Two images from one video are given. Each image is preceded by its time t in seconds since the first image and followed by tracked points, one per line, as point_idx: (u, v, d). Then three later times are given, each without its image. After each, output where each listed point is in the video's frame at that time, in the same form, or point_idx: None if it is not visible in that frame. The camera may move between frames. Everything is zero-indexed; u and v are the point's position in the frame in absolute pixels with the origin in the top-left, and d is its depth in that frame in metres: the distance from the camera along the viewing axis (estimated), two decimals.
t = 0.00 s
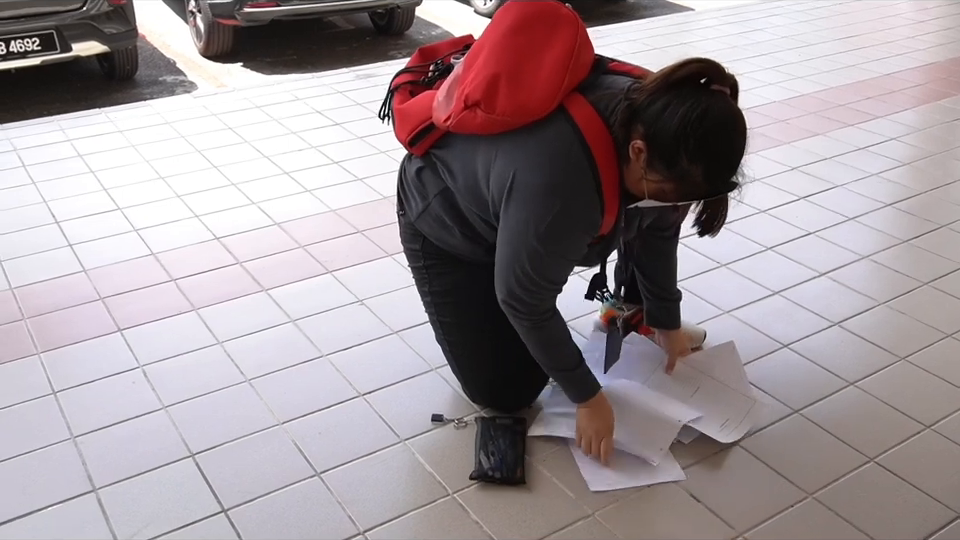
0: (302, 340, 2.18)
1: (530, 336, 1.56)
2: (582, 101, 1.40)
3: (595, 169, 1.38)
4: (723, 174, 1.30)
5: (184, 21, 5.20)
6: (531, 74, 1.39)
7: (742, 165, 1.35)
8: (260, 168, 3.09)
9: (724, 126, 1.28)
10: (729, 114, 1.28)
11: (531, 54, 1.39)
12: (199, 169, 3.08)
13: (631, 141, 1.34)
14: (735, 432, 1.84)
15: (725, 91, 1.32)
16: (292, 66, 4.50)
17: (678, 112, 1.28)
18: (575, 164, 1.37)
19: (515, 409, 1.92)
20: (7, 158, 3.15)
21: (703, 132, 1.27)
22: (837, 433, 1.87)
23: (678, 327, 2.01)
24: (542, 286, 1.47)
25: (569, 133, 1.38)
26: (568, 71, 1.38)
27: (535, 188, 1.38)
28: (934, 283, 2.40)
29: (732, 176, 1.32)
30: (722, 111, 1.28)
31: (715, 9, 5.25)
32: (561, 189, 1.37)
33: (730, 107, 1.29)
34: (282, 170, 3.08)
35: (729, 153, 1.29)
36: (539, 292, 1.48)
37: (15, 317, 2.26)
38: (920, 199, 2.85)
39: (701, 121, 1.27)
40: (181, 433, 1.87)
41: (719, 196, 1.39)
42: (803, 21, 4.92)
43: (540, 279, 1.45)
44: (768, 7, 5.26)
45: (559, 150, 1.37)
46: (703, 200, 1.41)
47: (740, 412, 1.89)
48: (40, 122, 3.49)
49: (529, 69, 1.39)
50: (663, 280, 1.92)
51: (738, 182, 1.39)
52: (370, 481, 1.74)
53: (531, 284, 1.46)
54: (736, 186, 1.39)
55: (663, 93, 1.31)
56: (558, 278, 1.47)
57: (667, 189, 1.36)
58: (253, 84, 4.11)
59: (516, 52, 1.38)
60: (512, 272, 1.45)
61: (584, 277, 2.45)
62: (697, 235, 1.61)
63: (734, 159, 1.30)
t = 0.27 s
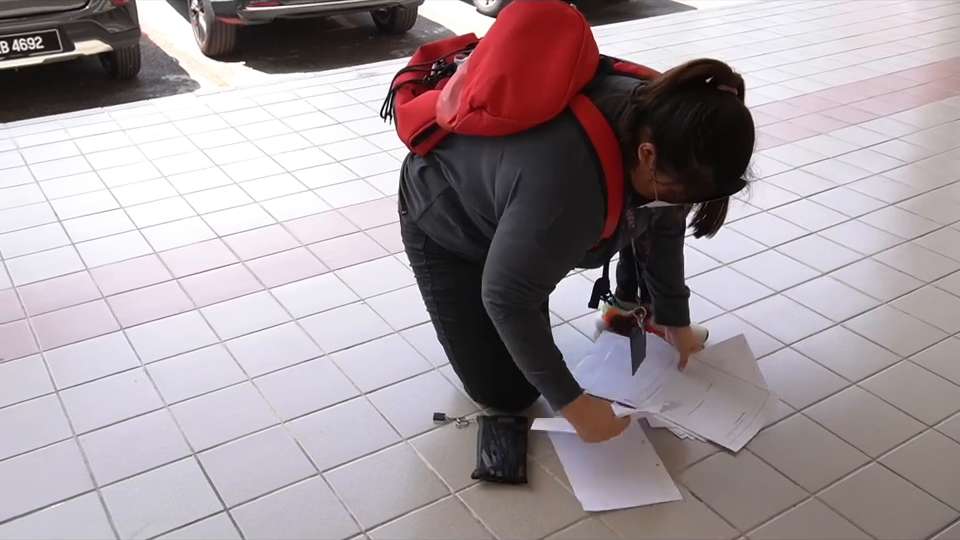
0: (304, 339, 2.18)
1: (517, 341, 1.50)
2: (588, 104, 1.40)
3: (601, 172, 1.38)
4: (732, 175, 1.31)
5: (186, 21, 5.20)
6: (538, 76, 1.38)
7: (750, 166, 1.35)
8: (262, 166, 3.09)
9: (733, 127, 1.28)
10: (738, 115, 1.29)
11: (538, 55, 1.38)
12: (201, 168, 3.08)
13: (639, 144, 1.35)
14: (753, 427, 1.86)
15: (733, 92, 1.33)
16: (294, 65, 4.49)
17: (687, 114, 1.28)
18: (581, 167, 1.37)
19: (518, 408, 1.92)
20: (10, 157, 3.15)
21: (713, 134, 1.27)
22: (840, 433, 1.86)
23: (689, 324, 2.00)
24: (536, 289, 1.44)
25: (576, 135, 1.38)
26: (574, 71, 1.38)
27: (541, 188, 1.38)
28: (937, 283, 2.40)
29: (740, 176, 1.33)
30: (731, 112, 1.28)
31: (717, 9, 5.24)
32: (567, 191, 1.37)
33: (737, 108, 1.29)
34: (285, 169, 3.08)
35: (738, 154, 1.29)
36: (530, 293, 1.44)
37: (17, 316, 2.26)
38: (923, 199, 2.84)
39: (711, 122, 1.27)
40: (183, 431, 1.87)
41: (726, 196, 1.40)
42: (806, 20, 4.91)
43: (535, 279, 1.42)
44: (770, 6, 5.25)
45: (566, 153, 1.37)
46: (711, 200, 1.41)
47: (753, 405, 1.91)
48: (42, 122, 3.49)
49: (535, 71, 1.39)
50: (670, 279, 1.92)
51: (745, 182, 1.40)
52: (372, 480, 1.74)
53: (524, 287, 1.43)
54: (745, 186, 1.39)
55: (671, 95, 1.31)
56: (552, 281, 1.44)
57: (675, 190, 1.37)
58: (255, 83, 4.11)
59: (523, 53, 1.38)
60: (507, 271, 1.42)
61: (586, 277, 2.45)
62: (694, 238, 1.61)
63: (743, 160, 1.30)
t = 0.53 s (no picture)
0: (306, 338, 2.18)
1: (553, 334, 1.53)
2: (588, 99, 1.40)
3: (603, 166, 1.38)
4: (731, 170, 1.31)
5: (188, 19, 5.21)
6: (538, 72, 1.38)
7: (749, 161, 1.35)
8: (264, 165, 3.09)
9: (731, 123, 1.27)
10: (736, 111, 1.28)
11: (537, 51, 1.38)
12: (203, 166, 3.08)
13: (638, 139, 1.34)
14: (752, 429, 1.85)
15: (731, 88, 1.32)
16: (296, 64, 4.49)
17: (685, 110, 1.28)
18: (582, 164, 1.37)
19: (518, 406, 1.92)
20: (11, 156, 3.15)
21: (711, 130, 1.27)
22: (841, 432, 1.86)
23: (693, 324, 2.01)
24: (557, 287, 1.46)
25: (575, 131, 1.38)
26: (573, 66, 1.38)
27: (543, 188, 1.37)
28: (939, 282, 2.40)
29: (739, 171, 1.32)
30: (728, 108, 1.28)
31: (718, 7, 5.24)
32: (569, 188, 1.37)
33: (735, 103, 1.29)
34: (286, 167, 3.08)
35: (737, 148, 1.29)
36: (555, 291, 1.46)
37: (19, 315, 2.26)
38: (924, 197, 2.84)
39: (709, 119, 1.27)
40: (184, 430, 1.87)
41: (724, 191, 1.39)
42: (808, 19, 4.91)
43: (558, 275, 1.44)
44: (772, 4, 5.25)
45: (566, 150, 1.37)
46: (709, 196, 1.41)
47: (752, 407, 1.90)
48: (44, 120, 3.50)
49: (535, 67, 1.39)
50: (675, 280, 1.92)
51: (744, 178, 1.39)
52: (373, 479, 1.74)
53: (546, 286, 1.45)
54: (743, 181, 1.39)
55: (669, 90, 1.31)
56: (575, 274, 1.45)
57: (674, 186, 1.36)
58: (257, 82, 4.11)
59: (523, 49, 1.38)
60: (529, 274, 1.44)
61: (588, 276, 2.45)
62: (704, 231, 1.61)
63: (741, 155, 1.30)
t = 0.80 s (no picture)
0: (307, 336, 2.18)
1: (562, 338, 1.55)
2: (587, 102, 1.39)
3: (603, 170, 1.38)
4: (730, 172, 1.31)
5: (189, 19, 5.21)
6: (536, 77, 1.38)
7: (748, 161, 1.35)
8: (266, 164, 3.09)
9: (729, 125, 1.28)
10: (734, 113, 1.28)
11: (535, 55, 1.38)
12: (205, 165, 3.08)
13: (637, 142, 1.34)
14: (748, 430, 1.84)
15: (729, 88, 1.32)
16: (297, 63, 4.49)
17: (683, 111, 1.28)
18: (584, 168, 1.37)
19: (518, 406, 1.92)
20: (13, 155, 3.15)
21: (710, 132, 1.27)
22: (843, 432, 1.86)
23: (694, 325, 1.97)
24: (564, 288, 1.47)
25: (575, 135, 1.38)
26: (571, 70, 1.37)
27: (546, 193, 1.38)
28: (940, 282, 2.39)
29: (738, 172, 1.32)
30: (726, 110, 1.28)
31: (720, 7, 5.23)
32: (571, 192, 1.37)
33: (734, 104, 1.29)
34: (288, 167, 3.08)
35: (735, 150, 1.29)
36: (561, 294, 1.47)
37: (21, 313, 2.26)
38: (926, 197, 2.84)
39: (707, 121, 1.27)
40: (186, 429, 1.87)
41: (724, 192, 1.39)
42: (810, 19, 4.91)
43: (563, 279, 1.45)
44: (774, 4, 5.25)
45: (566, 154, 1.37)
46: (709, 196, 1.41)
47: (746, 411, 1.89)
48: (45, 119, 3.50)
49: (533, 71, 1.38)
50: (675, 278, 1.91)
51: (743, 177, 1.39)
52: (374, 478, 1.75)
53: (553, 290, 1.46)
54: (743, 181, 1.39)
55: (668, 93, 1.31)
56: (580, 276, 1.46)
57: (674, 188, 1.36)
58: (259, 81, 4.11)
59: (520, 53, 1.38)
60: (536, 280, 1.45)
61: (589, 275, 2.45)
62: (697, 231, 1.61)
63: (740, 157, 1.30)
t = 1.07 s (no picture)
0: (308, 335, 2.19)
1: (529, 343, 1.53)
2: (591, 102, 1.39)
3: (604, 170, 1.38)
4: (733, 176, 1.31)
5: (190, 17, 5.21)
6: (540, 75, 1.38)
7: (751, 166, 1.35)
8: (267, 163, 3.09)
9: (734, 129, 1.28)
10: (738, 117, 1.29)
11: (540, 54, 1.38)
12: (206, 164, 3.08)
13: (640, 144, 1.34)
14: (762, 429, 1.85)
15: (734, 92, 1.32)
16: (298, 62, 4.49)
17: (688, 115, 1.28)
18: (583, 166, 1.37)
19: (518, 405, 1.92)
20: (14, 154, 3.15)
21: (714, 136, 1.27)
22: (844, 431, 1.86)
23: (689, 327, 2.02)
24: (546, 286, 1.46)
25: (578, 133, 1.37)
26: (576, 69, 1.38)
27: (544, 188, 1.38)
28: (941, 281, 2.39)
29: (741, 177, 1.33)
30: (731, 114, 1.28)
31: (721, 6, 5.23)
32: (568, 189, 1.37)
33: (738, 109, 1.29)
34: (289, 166, 3.08)
35: (739, 155, 1.29)
36: (544, 291, 1.46)
37: (22, 312, 2.26)
38: (927, 196, 2.84)
39: (712, 125, 1.27)
40: (187, 428, 1.87)
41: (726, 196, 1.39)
42: (811, 17, 4.90)
43: (545, 277, 1.44)
44: (775, 2, 5.24)
45: (567, 151, 1.37)
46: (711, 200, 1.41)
47: (757, 407, 1.91)
48: (46, 118, 3.50)
49: (537, 70, 1.38)
50: (671, 281, 1.92)
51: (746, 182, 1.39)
52: (375, 477, 1.75)
53: (534, 286, 1.45)
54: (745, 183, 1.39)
55: (673, 96, 1.31)
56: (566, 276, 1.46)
57: (676, 191, 1.36)
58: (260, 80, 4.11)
59: (525, 52, 1.38)
60: (518, 273, 1.44)
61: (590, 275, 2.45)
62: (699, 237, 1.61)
63: (743, 161, 1.30)
